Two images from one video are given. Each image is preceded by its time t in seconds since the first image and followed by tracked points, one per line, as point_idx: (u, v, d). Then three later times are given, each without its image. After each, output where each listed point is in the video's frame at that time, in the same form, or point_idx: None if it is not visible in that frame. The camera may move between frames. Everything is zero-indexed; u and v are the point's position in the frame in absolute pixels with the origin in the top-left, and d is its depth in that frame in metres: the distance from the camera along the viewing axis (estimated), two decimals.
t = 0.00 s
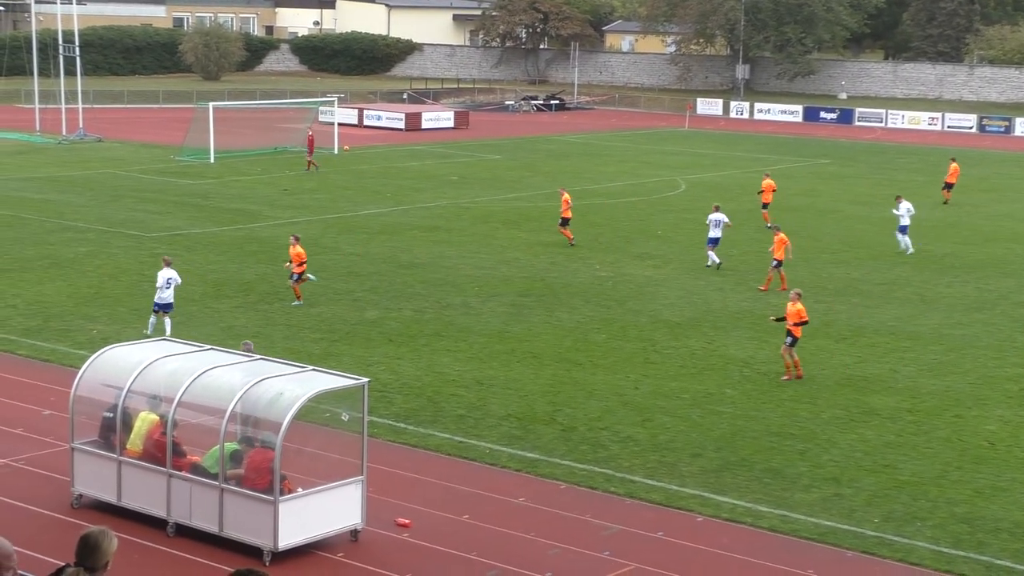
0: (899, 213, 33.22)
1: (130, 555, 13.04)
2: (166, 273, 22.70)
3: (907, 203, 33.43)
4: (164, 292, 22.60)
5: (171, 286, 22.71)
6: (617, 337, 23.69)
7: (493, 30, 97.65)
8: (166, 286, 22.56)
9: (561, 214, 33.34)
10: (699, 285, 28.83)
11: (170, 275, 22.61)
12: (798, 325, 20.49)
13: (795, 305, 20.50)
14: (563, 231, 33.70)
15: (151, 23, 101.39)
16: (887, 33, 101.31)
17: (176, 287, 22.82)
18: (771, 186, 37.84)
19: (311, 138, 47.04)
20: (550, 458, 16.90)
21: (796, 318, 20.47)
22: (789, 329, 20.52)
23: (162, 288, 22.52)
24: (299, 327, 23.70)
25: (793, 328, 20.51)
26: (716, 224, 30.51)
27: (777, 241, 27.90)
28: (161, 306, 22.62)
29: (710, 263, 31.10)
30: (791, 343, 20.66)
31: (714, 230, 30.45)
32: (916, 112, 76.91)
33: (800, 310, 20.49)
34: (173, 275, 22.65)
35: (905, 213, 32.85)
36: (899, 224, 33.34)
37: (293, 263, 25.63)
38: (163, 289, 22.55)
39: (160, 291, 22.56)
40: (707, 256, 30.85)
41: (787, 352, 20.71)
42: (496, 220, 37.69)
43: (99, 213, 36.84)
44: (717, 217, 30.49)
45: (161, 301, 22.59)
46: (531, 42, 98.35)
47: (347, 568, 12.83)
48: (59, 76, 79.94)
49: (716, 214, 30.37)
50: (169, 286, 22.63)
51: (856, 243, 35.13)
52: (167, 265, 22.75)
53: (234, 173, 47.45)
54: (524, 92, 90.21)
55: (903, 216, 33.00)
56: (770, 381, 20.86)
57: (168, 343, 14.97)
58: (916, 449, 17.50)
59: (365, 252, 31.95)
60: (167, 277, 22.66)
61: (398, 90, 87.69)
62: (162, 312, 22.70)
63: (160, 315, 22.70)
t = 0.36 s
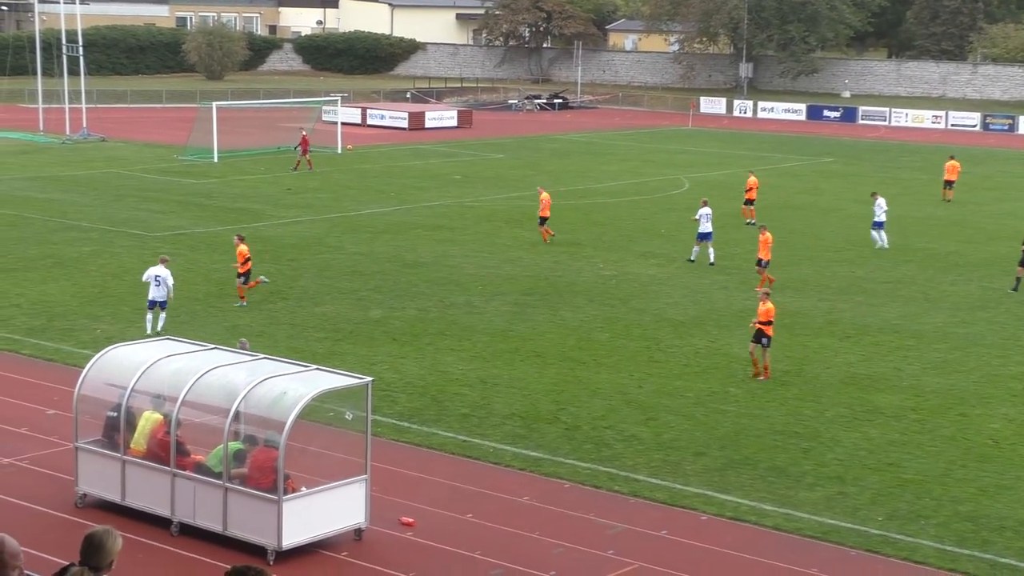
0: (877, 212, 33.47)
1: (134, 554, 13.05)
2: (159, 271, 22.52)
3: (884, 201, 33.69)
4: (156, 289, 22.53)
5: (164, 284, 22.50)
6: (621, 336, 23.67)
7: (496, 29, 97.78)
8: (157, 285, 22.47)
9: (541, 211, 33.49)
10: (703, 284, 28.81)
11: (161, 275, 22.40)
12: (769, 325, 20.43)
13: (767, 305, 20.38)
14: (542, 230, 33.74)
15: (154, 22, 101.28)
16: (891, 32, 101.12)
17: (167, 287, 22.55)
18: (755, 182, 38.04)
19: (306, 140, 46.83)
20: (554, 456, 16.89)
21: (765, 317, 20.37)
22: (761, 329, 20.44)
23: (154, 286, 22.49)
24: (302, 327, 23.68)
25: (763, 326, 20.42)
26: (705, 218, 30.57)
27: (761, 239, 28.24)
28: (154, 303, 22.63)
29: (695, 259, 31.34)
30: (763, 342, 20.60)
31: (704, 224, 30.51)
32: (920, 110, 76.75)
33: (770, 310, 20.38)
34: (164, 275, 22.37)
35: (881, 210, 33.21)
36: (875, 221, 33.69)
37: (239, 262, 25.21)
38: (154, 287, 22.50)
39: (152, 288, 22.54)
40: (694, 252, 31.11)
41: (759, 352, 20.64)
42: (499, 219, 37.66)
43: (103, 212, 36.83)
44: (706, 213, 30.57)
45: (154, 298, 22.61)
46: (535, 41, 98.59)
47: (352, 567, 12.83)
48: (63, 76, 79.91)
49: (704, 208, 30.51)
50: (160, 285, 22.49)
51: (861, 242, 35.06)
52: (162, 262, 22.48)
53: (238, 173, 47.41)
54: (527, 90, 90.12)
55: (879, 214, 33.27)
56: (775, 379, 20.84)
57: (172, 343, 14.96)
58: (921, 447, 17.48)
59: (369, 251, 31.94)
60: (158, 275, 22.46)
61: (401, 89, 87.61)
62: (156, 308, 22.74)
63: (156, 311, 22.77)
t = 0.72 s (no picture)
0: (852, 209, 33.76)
1: (133, 552, 13.07)
2: (162, 268, 22.69)
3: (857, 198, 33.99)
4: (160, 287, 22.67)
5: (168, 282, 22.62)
6: (621, 335, 23.68)
7: (497, 28, 97.88)
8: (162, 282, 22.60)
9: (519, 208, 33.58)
10: (703, 282, 28.83)
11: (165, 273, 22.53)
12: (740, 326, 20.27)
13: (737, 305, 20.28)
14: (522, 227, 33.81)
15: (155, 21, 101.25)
16: (891, 31, 101.00)
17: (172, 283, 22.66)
18: (738, 179, 38.19)
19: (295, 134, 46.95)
20: (553, 455, 16.90)
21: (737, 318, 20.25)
22: (731, 330, 20.28)
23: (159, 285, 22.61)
24: (302, 325, 23.68)
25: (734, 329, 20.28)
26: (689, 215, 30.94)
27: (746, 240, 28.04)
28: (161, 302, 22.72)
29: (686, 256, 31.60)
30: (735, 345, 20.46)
31: (688, 221, 30.88)
32: (920, 109, 76.66)
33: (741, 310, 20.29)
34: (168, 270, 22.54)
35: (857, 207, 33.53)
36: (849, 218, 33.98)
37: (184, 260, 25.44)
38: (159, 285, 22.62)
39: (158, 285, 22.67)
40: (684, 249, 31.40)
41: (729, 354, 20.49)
42: (500, 218, 37.66)
43: (103, 211, 36.81)
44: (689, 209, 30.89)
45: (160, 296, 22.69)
46: (535, 40, 98.74)
47: (351, 565, 12.84)
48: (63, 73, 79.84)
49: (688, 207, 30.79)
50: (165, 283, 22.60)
51: (861, 241, 35.03)
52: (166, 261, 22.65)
53: (238, 171, 47.37)
54: (528, 90, 90.13)
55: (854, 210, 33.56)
56: (774, 378, 20.84)
57: (172, 341, 14.97)
58: (920, 446, 17.49)
59: (369, 250, 31.95)
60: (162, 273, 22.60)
61: (402, 88, 87.52)
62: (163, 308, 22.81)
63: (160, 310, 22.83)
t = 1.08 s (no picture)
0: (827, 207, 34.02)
1: (129, 552, 13.06)
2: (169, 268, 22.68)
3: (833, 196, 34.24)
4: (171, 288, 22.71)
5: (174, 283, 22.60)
6: (617, 334, 23.71)
7: (493, 27, 97.92)
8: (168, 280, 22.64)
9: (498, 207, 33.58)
10: (700, 282, 28.85)
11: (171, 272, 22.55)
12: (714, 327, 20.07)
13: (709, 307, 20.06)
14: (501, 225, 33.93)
15: (151, 19, 101.07)
16: (888, 30, 100.98)
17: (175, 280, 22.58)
18: (718, 178, 38.23)
19: (282, 135, 46.77)
20: (550, 454, 16.90)
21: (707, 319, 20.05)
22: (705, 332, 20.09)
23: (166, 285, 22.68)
24: (298, 325, 23.68)
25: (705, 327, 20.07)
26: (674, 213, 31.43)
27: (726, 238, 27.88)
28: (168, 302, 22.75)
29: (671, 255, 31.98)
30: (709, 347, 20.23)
31: (671, 220, 31.34)
32: (916, 108, 76.68)
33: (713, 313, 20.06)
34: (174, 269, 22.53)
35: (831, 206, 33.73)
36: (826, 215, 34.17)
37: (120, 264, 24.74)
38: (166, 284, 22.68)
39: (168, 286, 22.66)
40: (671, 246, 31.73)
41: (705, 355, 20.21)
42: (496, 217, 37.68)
43: (100, 210, 36.77)
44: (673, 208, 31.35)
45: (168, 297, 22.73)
46: (531, 39, 98.77)
47: (348, 564, 12.84)
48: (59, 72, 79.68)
49: (672, 206, 31.06)
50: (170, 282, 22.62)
51: (858, 241, 35.05)
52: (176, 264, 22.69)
53: (234, 171, 47.33)
54: (524, 89, 90.17)
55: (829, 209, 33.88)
56: (771, 378, 20.86)
57: (169, 340, 14.97)
58: (917, 445, 17.50)
59: (365, 249, 31.96)
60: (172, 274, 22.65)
61: (398, 87, 87.43)
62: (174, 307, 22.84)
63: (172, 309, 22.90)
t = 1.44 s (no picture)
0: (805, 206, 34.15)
1: (126, 551, 13.06)
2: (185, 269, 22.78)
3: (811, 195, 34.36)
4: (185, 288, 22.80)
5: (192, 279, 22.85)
6: (613, 334, 23.71)
7: (489, 27, 97.93)
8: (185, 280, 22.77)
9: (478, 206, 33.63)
10: (696, 281, 28.86)
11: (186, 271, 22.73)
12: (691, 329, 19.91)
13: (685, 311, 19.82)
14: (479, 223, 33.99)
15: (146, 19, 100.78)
16: (883, 29, 101.02)
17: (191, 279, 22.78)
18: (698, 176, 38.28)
19: (264, 133, 46.66)
20: (546, 454, 16.91)
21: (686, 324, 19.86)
22: (682, 333, 19.91)
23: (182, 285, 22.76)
24: (294, 324, 23.67)
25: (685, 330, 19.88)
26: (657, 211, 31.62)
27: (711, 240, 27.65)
28: (185, 302, 22.87)
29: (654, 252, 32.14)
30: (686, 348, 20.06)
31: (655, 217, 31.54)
32: (911, 108, 76.77)
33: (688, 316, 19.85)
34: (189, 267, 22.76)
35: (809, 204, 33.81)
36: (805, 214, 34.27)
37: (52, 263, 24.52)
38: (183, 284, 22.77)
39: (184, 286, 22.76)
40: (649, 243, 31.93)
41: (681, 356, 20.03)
42: (492, 217, 37.67)
43: (95, 210, 36.73)
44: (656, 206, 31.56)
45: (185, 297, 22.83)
46: (527, 39, 98.76)
47: (344, 565, 12.84)
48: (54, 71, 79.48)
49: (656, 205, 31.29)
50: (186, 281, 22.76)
51: (853, 240, 35.06)
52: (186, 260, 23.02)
53: (230, 170, 47.29)
54: (520, 89, 90.25)
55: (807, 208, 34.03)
56: (766, 377, 20.89)
57: (165, 340, 14.97)
58: (913, 445, 17.52)
59: (361, 249, 31.94)
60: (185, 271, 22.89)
61: (393, 87, 87.36)
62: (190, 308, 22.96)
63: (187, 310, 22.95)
